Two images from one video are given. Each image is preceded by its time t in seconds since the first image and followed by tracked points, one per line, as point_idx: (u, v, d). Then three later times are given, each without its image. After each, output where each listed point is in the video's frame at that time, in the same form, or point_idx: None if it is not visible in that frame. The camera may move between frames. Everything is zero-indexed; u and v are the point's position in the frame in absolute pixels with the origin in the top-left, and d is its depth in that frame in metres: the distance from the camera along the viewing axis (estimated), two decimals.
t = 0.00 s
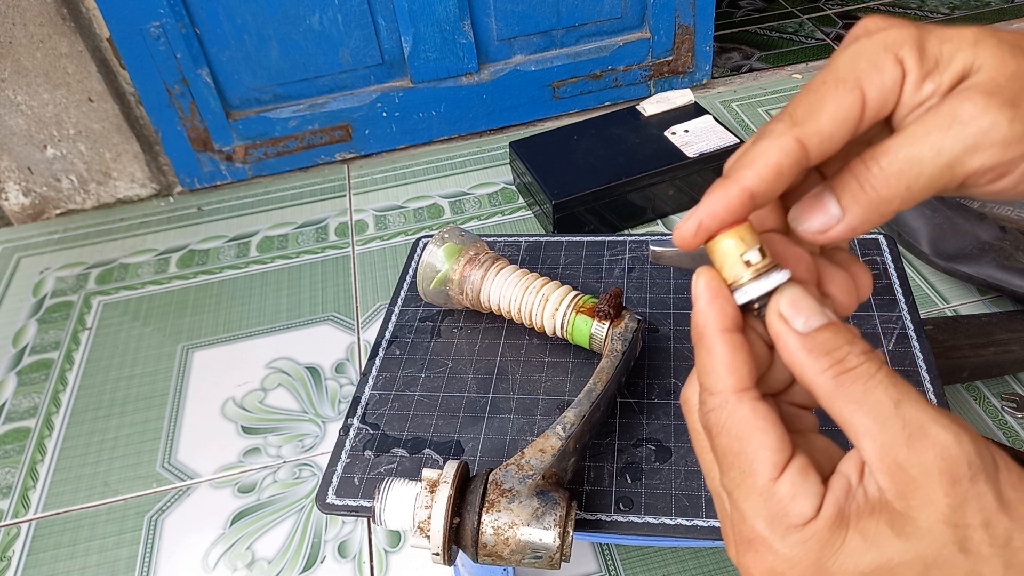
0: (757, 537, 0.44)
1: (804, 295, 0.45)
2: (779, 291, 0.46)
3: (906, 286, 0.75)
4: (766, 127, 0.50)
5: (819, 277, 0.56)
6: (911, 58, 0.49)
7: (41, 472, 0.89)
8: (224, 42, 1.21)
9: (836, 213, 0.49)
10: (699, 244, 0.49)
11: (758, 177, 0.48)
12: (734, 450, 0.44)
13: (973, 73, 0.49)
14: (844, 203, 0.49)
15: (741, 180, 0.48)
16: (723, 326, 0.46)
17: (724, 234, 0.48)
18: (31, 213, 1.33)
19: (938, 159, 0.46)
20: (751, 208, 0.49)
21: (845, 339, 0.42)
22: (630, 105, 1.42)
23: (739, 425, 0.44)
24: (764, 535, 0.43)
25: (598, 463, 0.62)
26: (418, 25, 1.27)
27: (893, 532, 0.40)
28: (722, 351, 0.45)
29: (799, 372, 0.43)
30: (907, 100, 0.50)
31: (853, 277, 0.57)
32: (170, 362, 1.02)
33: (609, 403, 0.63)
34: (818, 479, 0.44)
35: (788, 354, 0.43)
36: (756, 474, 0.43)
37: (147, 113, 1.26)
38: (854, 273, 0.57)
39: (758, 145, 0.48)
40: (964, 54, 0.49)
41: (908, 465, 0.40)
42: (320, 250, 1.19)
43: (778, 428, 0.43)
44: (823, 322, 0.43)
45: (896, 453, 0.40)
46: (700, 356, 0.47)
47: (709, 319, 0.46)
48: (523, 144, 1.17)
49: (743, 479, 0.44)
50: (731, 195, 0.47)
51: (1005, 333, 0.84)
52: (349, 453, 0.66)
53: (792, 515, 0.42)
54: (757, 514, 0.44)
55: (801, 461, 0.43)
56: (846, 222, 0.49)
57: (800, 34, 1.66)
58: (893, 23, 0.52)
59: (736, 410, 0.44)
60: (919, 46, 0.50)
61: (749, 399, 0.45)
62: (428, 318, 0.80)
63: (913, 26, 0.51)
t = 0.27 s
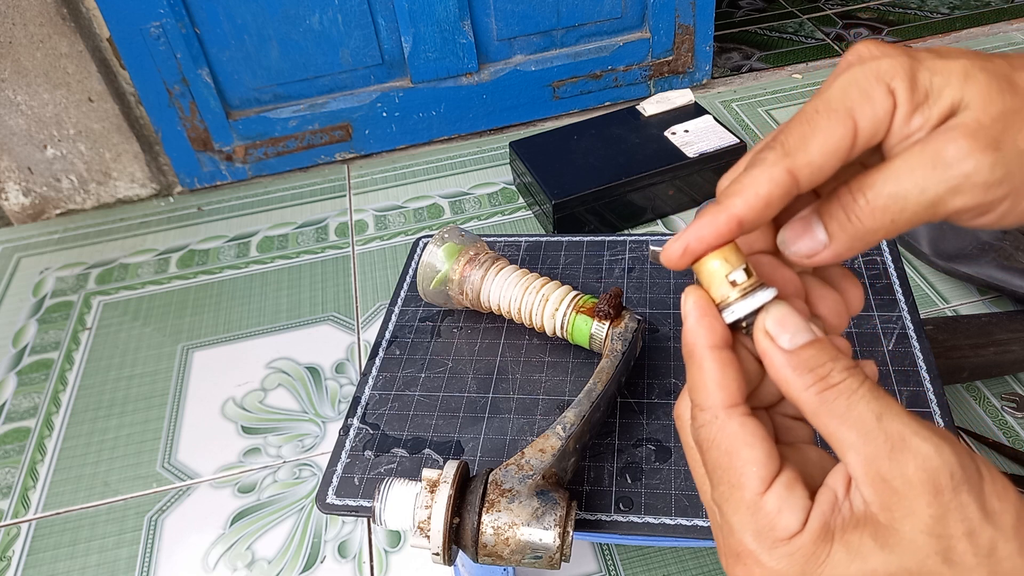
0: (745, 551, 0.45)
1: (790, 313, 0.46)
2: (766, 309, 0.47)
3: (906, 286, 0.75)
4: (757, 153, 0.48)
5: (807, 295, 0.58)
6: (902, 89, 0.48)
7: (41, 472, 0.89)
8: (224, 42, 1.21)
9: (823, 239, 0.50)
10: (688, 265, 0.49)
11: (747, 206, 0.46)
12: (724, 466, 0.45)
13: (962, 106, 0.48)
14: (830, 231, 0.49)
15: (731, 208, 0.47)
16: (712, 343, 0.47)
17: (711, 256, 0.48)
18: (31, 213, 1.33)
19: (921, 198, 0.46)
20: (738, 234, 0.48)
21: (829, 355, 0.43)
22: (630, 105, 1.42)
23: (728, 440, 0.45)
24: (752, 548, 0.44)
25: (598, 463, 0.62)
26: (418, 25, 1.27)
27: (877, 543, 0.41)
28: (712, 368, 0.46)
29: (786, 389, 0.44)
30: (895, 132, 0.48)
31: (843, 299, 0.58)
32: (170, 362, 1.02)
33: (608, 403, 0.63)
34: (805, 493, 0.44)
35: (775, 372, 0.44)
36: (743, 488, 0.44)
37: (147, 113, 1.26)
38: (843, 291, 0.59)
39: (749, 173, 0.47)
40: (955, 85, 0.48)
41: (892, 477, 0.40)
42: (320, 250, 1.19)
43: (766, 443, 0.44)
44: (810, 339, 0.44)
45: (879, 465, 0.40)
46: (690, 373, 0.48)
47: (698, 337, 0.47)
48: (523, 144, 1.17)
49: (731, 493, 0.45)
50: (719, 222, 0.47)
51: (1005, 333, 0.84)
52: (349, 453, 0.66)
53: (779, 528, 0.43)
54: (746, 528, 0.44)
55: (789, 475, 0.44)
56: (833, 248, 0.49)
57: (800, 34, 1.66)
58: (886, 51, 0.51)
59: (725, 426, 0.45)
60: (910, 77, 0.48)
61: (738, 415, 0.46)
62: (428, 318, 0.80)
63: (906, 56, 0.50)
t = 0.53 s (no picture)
0: (736, 553, 0.45)
1: (782, 322, 0.46)
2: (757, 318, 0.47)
3: (906, 286, 0.75)
4: (747, 161, 0.48)
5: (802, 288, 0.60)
6: (894, 96, 0.47)
7: (42, 472, 0.89)
8: (224, 42, 1.21)
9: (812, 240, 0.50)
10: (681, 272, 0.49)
11: (739, 215, 0.46)
12: (716, 471, 0.45)
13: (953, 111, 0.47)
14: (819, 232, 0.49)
15: (722, 218, 0.47)
16: (706, 350, 0.47)
17: (706, 265, 0.49)
18: (31, 213, 1.33)
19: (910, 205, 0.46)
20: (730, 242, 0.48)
21: (818, 364, 0.44)
22: (630, 105, 1.42)
23: (720, 446, 0.45)
24: (742, 550, 0.45)
25: (598, 463, 0.62)
26: (418, 25, 1.27)
27: (861, 547, 0.41)
28: (705, 375, 0.46)
29: (776, 397, 0.44)
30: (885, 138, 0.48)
31: (837, 287, 0.61)
32: (170, 362, 1.02)
33: (609, 404, 0.63)
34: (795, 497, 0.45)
35: (767, 381, 0.45)
36: (735, 492, 0.44)
37: (146, 113, 1.26)
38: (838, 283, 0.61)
39: (739, 182, 0.46)
40: (947, 92, 0.47)
41: (876, 484, 0.40)
42: (320, 250, 1.19)
43: (757, 448, 0.45)
44: (800, 349, 0.45)
45: (864, 472, 0.40)
46: (684, 379, 0.48)
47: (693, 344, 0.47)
48: (523, 144, 1.17)
49: (723, 497, 0.45)
50: (712, 231, 0.47)
51: (1005, 333, 0.84)
52: (349, 453, 0.66)
53: (768, 531, 0.43)
54: (737, 531, 0.45)
55: (779, 479, 0.44)
56: (820, 244, 0.50)
57: (800, 34, 1.66)
58: (878, 54, 0.49)
59: (717, 431, 0.46)
60: (903, 84, 0.47)
61: (730, 420, 0.46)
62: (428, 318, 0.80)
63: (898, 61, 0.48)
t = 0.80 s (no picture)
0: (738, 547, 0.45)
1: (784, 316, 0.46)
2: (761, 312, 0.47)
3: (906, 286, 0.75)
4: (750, 155, 0.48)
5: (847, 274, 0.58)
6: (895, 88, 0.47)
7: (41, 472, 0.89)
8: (224, 42, 1.21)
9: (824, 236, 0.50)
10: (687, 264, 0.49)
11: (744, 206, 0.46)
12: (719, 466, 0.45)
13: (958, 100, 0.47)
14: (831, 227, 0.49)
15: (728, 209, 0.47)
16: (709, 344, 0.47)
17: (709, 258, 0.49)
18: (31, 213, 1.33)
19: (923, 196, 0.46)
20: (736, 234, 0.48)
21: (821, 359, 0.43)
22: (630, 105, 1.42)
23: (723, 441, 0.45)
24: (745, 545, 0.44)
25: (598, 463, 0.62)
26: (418, 25, 1.27)
27: (864, 541, 0.41)
28: (708, 369, 0.46)
29: (778, 391, 0.44)
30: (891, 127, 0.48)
31: (876, 265, 0.59)
32: (170, 362, 1.02)
33: (609, 403, 0.63)
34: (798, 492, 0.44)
35: (769, 375, 0.44)
36: (738, 486, 0.44)
37: (147, 113, 1.26)
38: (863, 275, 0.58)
39: (744, 174, 0.47)
40: (950, 82, 0.48)
41: (879, 477, 0.41)
42: (320, 250, 1.19)
43: (760, 443, 0.44)
44: (803, 343, 0.44)
45: (867, 465, 0.41)
46: (687, 375, 0.48)
47: (696, 338, 0.47)
48: (523, 144, 1.17)
49: (726, 492, 0.45)
50: (717, 223, 0.47)
51: (1005, 333, 0.84)
52: (349, 453, 0.66)
53: (771, 526, 0.43)
54: (740, 526, 0.44)
55: (782, 474, 0.44)
56: (835, 244, 0.49)
57: (800, 34, 1.66)
58: (878, 47, 0.50)
59: (720, 426, 0.46)
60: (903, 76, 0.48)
61: (733, 416, 0.46)
62: (428, 318, 0.80)
63: (897, 52, 0.49)
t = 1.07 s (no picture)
0: (743, 554, 0.45)
1: (783, 331, 0.46)
2: (760, 328, 0.47)
3: (907, 286, 0.75)
4: (751, 181, 0.48)
5: (854, 297, 0.58)
6: (894, 118, 0.47)
7: (41, 472, 0.89)
8: (224, 42, 1.21)
9: (827, 261, 0.50)
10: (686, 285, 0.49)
11: (743, 231, 0.46)
12: (723, 475, 0.45)
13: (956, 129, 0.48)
14: (834, 253, 0.49)
15: (727, 233, 0.47)
16: (711, 358, 0.47)
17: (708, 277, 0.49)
18: (31, 213, 1.33)
19: (923, 225, 0.46)
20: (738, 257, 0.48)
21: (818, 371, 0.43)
22: (630, 105, 1.42)
23: (726, 450, 0.45)
24: (750, 552, 0.44)
25: (598, 463, 0.62)
26: (418, 25, 1.27)
27: (864, 545, 0.41)
28: (710, 382, 0.46)
29: (778, 404, 0.44)
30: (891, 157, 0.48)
31: (883, 285, 0.59)
32: (170, 362, 1.02)
33: (609, 404, 0.63)
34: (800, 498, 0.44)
35: (768, 389, 0.44)
36: (741, 495, 0.44)
37: (147, 113, 1.26)
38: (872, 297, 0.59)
39: (744, 199, 0.47)
40: (947, 111, 0.48)
41: (877, 483, 0.41)
42: (320, 250, 1.19)
43: (763, 452, 0.44)
44: (801, 357, 0.44)
45: (865, 472, 0.41)
46: (689, 389, 0.48)
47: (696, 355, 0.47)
48: (523, 144, 1.17)
49: (730, 500, 0.45)
50: (716, 246, 0.47)
51: (1005, 333, 0.84)
52: (349, 453, 0.66)
53: (775, 533, 0.43)
54: (745, 534, 0.44)
55: (784, 481, 0.44)
56: (838, 270, 0.49)
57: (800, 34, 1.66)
58: (877, 77, 0.50)
59: (724, 436, 0.45)
60: (902, 106, 0.48)
61: (736, 426, 0.46)
62: (428, 318, 0.80)
63: (895, 83, 0.49)
